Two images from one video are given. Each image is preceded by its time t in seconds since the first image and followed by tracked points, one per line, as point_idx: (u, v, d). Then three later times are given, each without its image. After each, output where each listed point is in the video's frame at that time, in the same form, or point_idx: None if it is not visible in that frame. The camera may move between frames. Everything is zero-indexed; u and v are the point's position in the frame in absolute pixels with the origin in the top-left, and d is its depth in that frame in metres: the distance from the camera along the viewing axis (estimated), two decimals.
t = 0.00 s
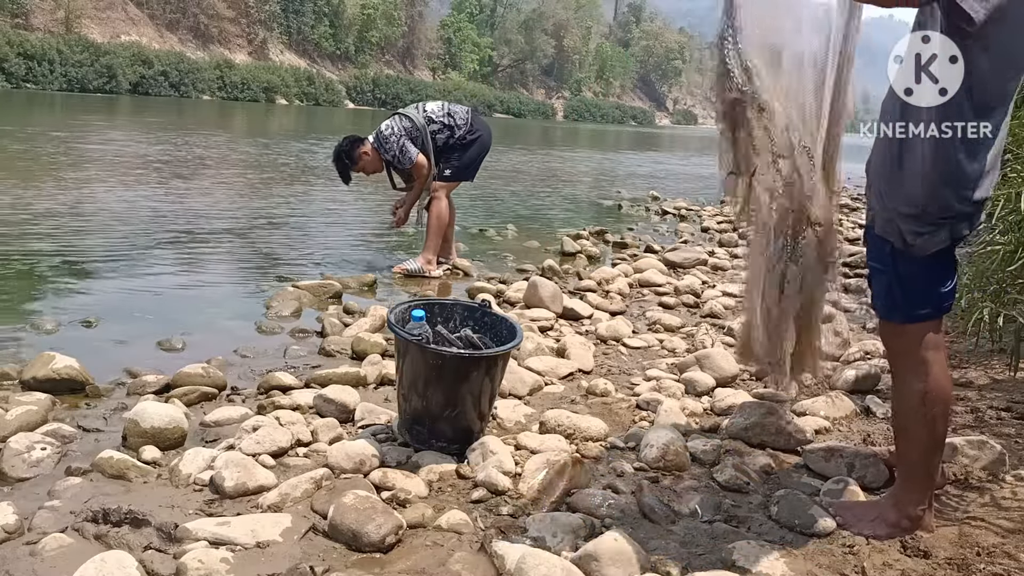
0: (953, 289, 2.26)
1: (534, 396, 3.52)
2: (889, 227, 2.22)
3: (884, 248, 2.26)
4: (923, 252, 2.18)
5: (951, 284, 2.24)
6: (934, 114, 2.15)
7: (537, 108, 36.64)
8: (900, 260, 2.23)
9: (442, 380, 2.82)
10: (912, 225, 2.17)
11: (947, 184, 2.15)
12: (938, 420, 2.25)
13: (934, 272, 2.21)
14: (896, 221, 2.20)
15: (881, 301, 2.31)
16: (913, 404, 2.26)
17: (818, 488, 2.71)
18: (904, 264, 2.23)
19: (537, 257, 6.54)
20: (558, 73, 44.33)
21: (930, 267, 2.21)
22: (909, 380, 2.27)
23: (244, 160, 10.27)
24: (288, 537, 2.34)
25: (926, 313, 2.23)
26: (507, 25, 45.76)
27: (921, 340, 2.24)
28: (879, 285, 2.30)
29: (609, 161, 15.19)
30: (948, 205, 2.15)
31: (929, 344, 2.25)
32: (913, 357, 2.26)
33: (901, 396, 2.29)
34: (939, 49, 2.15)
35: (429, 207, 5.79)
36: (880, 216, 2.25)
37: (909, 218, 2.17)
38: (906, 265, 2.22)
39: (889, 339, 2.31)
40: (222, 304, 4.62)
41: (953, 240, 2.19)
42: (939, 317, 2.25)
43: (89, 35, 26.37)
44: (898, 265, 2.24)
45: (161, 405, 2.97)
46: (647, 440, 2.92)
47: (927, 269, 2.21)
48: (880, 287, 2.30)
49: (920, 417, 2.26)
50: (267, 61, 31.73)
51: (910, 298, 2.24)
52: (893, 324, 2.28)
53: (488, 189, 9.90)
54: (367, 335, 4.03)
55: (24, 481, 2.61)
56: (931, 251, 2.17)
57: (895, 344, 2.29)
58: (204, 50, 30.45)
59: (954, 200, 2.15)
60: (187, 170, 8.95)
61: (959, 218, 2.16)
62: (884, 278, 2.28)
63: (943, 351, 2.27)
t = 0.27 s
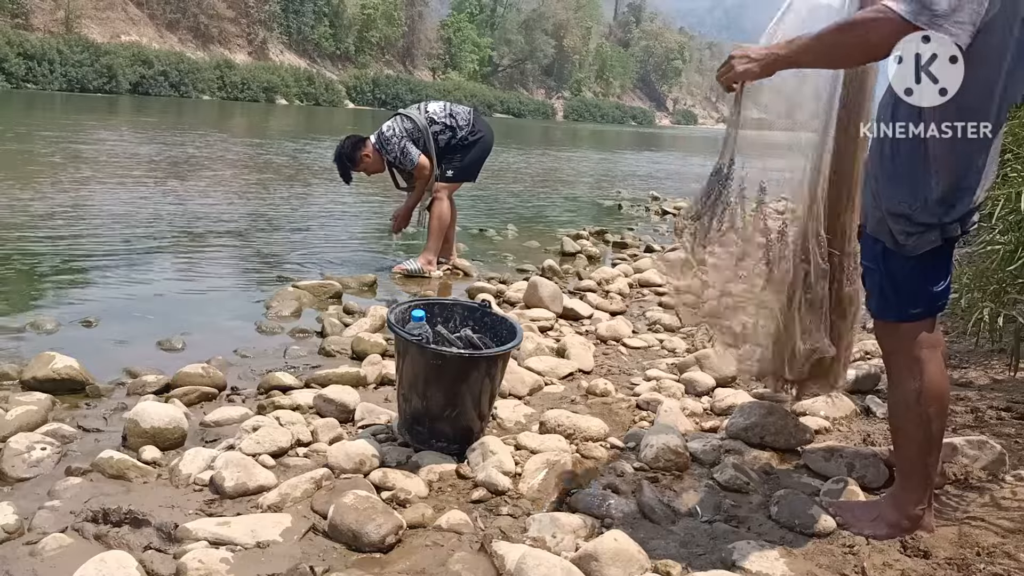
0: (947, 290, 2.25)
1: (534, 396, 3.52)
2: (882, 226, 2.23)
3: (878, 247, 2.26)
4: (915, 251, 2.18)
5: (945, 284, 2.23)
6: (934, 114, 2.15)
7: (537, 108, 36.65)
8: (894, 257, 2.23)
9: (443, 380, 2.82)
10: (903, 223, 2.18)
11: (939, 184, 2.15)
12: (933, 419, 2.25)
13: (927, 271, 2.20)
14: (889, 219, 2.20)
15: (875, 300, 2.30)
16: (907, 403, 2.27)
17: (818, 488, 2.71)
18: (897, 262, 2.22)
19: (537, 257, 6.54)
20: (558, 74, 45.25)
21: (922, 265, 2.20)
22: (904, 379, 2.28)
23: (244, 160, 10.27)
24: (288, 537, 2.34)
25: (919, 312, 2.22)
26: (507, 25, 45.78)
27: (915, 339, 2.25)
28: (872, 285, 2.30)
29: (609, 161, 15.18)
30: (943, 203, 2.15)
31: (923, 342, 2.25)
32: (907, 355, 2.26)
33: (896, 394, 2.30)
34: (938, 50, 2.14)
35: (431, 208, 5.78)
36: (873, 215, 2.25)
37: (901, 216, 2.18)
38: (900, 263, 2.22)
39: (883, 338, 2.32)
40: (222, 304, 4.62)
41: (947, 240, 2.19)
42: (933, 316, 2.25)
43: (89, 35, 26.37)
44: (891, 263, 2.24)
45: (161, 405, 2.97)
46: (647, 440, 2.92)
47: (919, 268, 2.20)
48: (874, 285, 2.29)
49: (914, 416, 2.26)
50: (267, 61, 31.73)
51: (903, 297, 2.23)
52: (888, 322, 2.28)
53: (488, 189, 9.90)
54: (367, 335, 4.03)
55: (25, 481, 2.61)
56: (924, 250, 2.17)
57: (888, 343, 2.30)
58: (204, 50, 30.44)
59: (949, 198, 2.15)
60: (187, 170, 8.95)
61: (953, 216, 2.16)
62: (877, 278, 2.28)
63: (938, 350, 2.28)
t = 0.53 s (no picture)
0: (951, 291, 2.24)
1: (534, 396, 3.52)
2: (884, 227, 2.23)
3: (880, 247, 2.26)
4: (918, 251, 2.17)
5: (948, 285, 2.22)
6: (935, 114, 2.16)
7: (537, 108, 36.66)
8: (896, 258, 2.23)
9: (443, 380, 2.82)
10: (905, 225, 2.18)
11: (942, 185, 2.15)
12: (935, 419, 2.25)
13: (930, 272, 2.19)
14: (891, 220, 2.21)
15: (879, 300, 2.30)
16: (910, 403, 2.27)
17: (818, 488, 2.71)
18: (899, 263, 2.22)
19: (537, 257, 6.54)
20: (558, 74, 45.98)
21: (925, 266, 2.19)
22: (906, 380, 2.28)
23: (244, 160, 10.27)
24: (288, 537, 2.34)
25: (922, 313, 2.22)
26: (507, 25, 45.79)
27: (918, 340, 2.24)
28: (876, 285, 2.30)
29: (609, 161, 15.19)
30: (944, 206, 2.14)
31: (926, 341, 2.25)
32: (910, 356, 2.26)
33: (899, 395, 2.30)
34: (937, 49, 2.15)
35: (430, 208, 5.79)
36: (875, 215, 2.26)
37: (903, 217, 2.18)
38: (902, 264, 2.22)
39: (886, 339, 2.31)
40: (222, 304, 4.62)
41: (949, 241, 2.18)
42: (936, 317, 2.24)
43: (90, 35, 26.37)
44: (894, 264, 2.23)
45: (161, 405, 2.97)
46: (647, 440, 2.92)
47: (922, 268, 2.20)
48: (878, 285, 2.29)
49: (916, 416, 2.26)
50: (267, 61, 31.73)
51: (905, 297, 2.23)
52: (890, 323, 2.28)
53: (488, 189, 9.90)
54: (367, 335, 4.03)
55: (25, 481, 2.61)
56: (927, 251, 2.17)
57: (891, 344, 2.29)
58: (204, 50, 30.45)
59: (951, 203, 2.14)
60: (186, 170, 8.95)
61: (956, 217, 2.14)
62: (881, 279, 2.28)
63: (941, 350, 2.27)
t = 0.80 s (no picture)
0: (952, 292, 2.23)
1: (534, 396, 3.53)
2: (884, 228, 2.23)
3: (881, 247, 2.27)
4: (917, 252, 2.17)
5: (949, 286, 2.21)
6: (934, 114, 2.16)
7: (537, 108, 36.69)
8: (896, 258, 2.23)
9: (442, 380, 2.82)
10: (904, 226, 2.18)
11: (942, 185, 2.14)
12: (933, 421, 2.24)
13: (929, 272, 2.19)
14: (891, 221, 2.21)
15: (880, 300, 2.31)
16: (908, 405, 2.27)
17: (818, 488, 2.71)
18: (899, 263, 2.22)
19: (537, 257, 6.54)
20: (558, 74, 46.00)
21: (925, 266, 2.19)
22: (906, 381, 2.28)
23: (244, 160, 10.27)
24: (288, 537, 2.34)
25: (921, 314, 2.21)
26: (507, 25, 45.78)
27: (918, 342, 2.24)
28: (879, 286, 2.31)
29: (609, 161, 15.18)
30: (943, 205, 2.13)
31: (925, 343, 2.24)
32: (911, 357, 2.26)
33: (899, 396, 2.30)
34: (937, 49, 2.14)
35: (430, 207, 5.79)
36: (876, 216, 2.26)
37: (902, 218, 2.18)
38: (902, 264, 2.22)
39: (888, 339, 2.31)
40: (222, 304, 4.62)
41: (950, 241, 2.16)
42: (937, 319, 2.23)
43: (90, 35, 26.38)
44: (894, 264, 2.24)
45: (161, 405, 2.97)
46: (647, 440, 2.92)
47: (922, 269, 2.19)
48: (880, 285, 2.30)
49: (915, 418, 2.26)
50: (267, 61, 31.74)
51: (906, 298, 2.23)
52: (892, 324, 2.28)
53: (488, 189, 9.90)
54: (367, 335, 4.03)
55: (24, 481, 2.61)
56: (926, 251, 2.16)
57: (893, 344, 2.30)
58: (204, 50, 30.46)
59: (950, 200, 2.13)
60: (186, 170, 8.95)
61: (956, 216, 2.13)
62: (882, 279, 2.29)
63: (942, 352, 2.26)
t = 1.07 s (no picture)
0: (951, 293, 2.23)
1: (534, 396, 3.53)
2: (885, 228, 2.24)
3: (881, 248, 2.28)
4: (916, 254, 2.18)
5: (948, 287, 2.21)
6: (934, 114, 2.15)
7: (537, 107, 36.70)
8: (896, 258, 2.24)
9: (443, 380, 2.82)
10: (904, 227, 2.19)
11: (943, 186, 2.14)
12: (930, 422, 2.24)
13: (928, 273, 2.20)
14: (891, 221, 2.22)
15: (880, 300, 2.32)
16: (905, 406, 2.27)
17: (818, 488, 2.71)
18: (899, 264, 2.23)
19: (537, 257, 6.54)
20: (558, 74, 46.02)
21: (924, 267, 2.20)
22: (902, 382, 2.28)
23: (244, 160, 10.27)
24: (288, 537, 2.34)
25: (920, 315, 2.22)
26: (508, 25, 45.78)
27: (915, 342, 2.24)
28: (878, 286, 2.32)
29: (609, 161, 15.17)
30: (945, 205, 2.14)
31: (923, 344, 2.24)
32: (908, 358, 2.26)
33: (896, 397, 2.30)
34: (939, 49, 2.11)
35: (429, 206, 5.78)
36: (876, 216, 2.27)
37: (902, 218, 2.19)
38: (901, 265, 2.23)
39: (886, 339, 2.31)
40: (222, 304, 4.62)
41: (950, 242, 2.18)
42: (935, 320, 2.23)
43: (89, 35, 26.38)
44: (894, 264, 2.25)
45: (161, 405, 2.97)
46: (646, 440, 2.92)
47: (921, 269, 2.20)
48: (879, 285, 2.31)
49: (912, 419, 2.26)
50: (267, 61, 31.74)
51: (905, 299, 2.23)
52: (889, 324, 2.28)
53: (488, 189, 9.90)
54: (367, 335, 4.03)
55: (24, 481, 2.61)
56: (926, 252, 2.17)
57: (890, 344, 2.30)
58: (204, 50, 30.46)
59: (952, 200, 2.14)
60: (186, 170, 8.95)
61: (956, 217, 2.15)
62: (881, 279, 2.30)
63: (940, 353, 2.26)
